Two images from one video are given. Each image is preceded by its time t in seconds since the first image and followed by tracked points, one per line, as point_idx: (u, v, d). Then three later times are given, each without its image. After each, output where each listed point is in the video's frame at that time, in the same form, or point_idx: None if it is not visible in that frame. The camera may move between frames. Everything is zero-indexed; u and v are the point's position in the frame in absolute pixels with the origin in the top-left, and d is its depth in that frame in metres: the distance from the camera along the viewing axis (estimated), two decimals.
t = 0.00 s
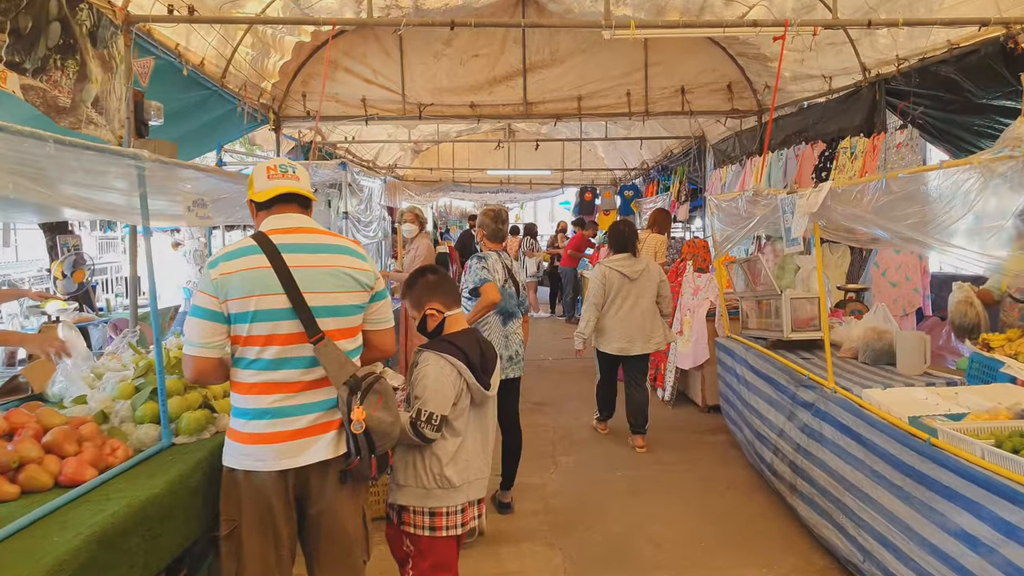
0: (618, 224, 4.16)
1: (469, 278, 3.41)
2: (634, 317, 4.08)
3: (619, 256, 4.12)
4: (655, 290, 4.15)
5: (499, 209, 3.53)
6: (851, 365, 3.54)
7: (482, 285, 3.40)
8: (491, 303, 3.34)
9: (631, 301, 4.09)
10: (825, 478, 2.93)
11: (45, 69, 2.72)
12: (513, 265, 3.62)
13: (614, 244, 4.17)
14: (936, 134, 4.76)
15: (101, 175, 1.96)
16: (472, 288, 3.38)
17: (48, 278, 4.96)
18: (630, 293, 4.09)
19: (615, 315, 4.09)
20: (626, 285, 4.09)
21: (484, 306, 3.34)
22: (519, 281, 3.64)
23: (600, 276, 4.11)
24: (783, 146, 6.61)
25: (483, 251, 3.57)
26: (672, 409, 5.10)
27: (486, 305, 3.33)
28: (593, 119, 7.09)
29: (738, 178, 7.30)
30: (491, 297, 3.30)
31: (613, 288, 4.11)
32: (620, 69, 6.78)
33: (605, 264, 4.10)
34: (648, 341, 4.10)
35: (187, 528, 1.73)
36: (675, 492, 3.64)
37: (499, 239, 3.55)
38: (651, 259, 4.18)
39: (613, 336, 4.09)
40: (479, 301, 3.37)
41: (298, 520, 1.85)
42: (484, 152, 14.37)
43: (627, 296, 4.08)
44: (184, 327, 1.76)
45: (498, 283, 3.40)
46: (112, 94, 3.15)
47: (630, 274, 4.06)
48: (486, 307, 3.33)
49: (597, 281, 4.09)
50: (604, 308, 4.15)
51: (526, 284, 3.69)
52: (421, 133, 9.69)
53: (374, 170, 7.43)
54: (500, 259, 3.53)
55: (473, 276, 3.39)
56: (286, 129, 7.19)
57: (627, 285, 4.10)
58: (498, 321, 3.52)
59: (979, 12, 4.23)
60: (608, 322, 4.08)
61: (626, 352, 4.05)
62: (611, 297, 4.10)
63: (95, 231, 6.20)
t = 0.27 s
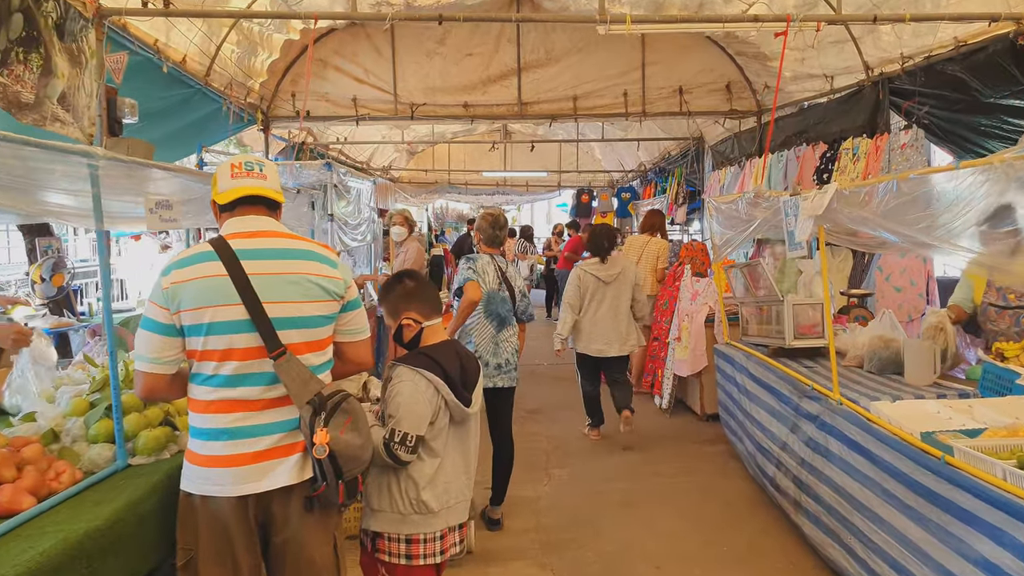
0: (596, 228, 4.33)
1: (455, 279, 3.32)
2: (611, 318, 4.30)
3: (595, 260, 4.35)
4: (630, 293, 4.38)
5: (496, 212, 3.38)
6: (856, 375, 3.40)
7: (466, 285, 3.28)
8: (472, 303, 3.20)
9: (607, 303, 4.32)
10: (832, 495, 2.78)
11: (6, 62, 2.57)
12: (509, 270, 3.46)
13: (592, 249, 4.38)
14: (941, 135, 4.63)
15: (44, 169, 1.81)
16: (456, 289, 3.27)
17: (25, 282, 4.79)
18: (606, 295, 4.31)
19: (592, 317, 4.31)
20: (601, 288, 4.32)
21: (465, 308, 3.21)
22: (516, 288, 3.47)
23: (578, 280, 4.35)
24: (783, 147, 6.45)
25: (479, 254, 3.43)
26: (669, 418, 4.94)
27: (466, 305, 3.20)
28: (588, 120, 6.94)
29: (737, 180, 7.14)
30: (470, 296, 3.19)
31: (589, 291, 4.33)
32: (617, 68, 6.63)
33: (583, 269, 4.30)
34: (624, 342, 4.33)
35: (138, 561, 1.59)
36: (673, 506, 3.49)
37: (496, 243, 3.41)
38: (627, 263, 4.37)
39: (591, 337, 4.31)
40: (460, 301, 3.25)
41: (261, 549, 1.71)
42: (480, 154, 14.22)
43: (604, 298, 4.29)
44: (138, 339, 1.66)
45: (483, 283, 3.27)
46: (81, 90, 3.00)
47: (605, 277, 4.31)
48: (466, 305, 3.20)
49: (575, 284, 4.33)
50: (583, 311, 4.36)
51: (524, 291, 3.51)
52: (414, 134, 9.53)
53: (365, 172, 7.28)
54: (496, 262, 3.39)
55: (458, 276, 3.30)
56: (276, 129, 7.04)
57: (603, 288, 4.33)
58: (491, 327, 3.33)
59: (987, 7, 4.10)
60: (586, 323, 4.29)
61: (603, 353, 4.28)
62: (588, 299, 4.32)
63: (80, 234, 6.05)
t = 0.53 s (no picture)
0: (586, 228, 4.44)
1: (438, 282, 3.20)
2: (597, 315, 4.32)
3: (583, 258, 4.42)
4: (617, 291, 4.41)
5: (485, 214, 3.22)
6: (868, 382, 3.25)
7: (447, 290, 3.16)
8: (451, 310, 3.09)
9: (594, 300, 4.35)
10: (846, 511, 2.63)
11: None
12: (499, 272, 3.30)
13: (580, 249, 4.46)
14: (953, 132, 4.52)
15: None
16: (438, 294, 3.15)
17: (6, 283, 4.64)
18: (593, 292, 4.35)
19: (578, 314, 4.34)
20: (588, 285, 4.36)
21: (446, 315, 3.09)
22: (507, 290, 3.31)
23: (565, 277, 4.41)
24: (787, 146, 6.30)
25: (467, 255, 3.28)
26: (670, 425, 4.79)
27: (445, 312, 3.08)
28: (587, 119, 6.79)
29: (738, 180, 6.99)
30: (449, 302, 3.08)
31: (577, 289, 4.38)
32: (616, 65, 6.49)
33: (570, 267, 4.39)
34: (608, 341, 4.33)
35: None
36: (675, 518, 3.35)
37: (484, 245, 3.23)
38: (615, 262, 4.43)
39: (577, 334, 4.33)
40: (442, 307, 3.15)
41: None
42: (478, 154, 14.07)
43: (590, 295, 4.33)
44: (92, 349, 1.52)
45: (466, 288, 3.14)
46: (53, 82, 2.84)
47: (591, 274, 4.36)
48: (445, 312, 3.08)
49: (561, 281, 4.40)
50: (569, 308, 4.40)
51: (516, 293, 3.34)
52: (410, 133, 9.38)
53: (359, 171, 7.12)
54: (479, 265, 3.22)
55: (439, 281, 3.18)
56: (268, 128, 6.89)
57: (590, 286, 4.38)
58: (478, 332, 3.19)
59: None
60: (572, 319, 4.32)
61: (589, 350, 4.27)
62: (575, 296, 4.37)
63: (64, 234, 5.89)
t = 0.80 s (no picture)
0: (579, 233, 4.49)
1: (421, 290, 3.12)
2: (588, 319, 4.39)
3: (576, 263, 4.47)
4: (609, 295, 4.47)
5: (462, 218, 3.11)
6: (880, 392, 3.11)
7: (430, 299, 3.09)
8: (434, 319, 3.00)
9: (586, 305, 4.41)
10: (862, 531, 2.50)
11: None
12: (482, 274, 3.19)
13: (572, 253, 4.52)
14: (960, 133, 4.44)
15: None
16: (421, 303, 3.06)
17: None
18: (585, 296, 4.41)
19: (570, 318, 4.41)
20: (580, 290, 4.42)
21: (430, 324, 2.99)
22: (491, 292, 3.19)
23: (558, 282, 4.46)
24: (790, 147, 6.15)
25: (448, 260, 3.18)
26: (672, 434, 4.66)
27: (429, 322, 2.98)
28: (585, 120, 6.64)
29: (739, 182, 6.85)
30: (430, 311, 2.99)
31: (570, 293, 4.44)
32: (616, 65, 6.36)
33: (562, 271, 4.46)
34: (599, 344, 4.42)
35: None
36: (679, 535, 3.22)
37: (464, 249, 3.13)
38: (607, 266, 4.49)
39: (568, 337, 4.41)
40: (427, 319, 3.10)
41: None
42: (475, 155, 13.94)
43: (582, 299, 4.40)
44: (42, 367, 1.39)
45: (448, 296, 3.05)
46: (26, 79, 2.70)
47: (585, 279, 4.41)
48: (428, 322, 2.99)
49: (555, 285, 4.46)
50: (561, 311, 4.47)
51: (501, 294, 3.22)
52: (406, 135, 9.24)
53: (354, 172, 6.98)
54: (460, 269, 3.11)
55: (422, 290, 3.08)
56: (260, 128, 6.75)
57: (583, 290, 4.44)
58: (462, 337, 3.10)
59: None
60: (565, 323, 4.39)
61: (581, 353, 4.36)
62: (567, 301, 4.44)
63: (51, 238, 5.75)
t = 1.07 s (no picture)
0: (563, 236, 4.63)
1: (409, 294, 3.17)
2: (579, 319, 4.56)
3: (565, 266, 4.61)
4: (596, 297, 4.67)
5: (442, 218, 3.18)
6: (891, 403, 2.99)
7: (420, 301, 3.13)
8: (429, 321, 3.03)
9: (577, 306, 4.58)
10: (877, 552, 2.37)
11: None
12: (466, 274, 3.27)
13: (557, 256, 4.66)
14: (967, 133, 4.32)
15: None
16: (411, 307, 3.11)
17: None
18: (575, 298, 4.59)
19: (562, 319, 4.57)
20: (571, 291, 4.59)
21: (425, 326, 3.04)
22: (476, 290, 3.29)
23: (548, 284, 4.58)
24: (793, 148, 6.03)
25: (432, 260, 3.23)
26: (674, 443, 4.54)
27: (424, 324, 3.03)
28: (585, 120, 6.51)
29: (741, 184, 6.73)
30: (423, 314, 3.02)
31: (560, 295, 4.58)
32: (615, 65, 6.24)
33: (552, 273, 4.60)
34: (591, 342, 4.60)
35: None
36: (683, 552, 3.09)
37: (449, 250, 3.21)
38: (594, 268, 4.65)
39: (561, 338, 4.54)
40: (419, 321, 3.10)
41: None
42: (473, 157, 13.82)
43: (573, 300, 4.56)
44: None
45: (437, 296, 3.10)
46: None
47: (575, 281, 4.57)
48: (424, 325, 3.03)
49: (545, 288, 4.55)
50: (552, 313, 4.59)
51: (485, 292, 3.31)
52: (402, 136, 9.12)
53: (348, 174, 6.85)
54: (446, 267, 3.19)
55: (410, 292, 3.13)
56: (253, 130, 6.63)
57: (573, 292, 4.61)
58: (452, 336, 3.18)
59: None
60: (558, 324, 4.53)
61: (574, 353, 4.52)
62: (559, 303, 4.57)
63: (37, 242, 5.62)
